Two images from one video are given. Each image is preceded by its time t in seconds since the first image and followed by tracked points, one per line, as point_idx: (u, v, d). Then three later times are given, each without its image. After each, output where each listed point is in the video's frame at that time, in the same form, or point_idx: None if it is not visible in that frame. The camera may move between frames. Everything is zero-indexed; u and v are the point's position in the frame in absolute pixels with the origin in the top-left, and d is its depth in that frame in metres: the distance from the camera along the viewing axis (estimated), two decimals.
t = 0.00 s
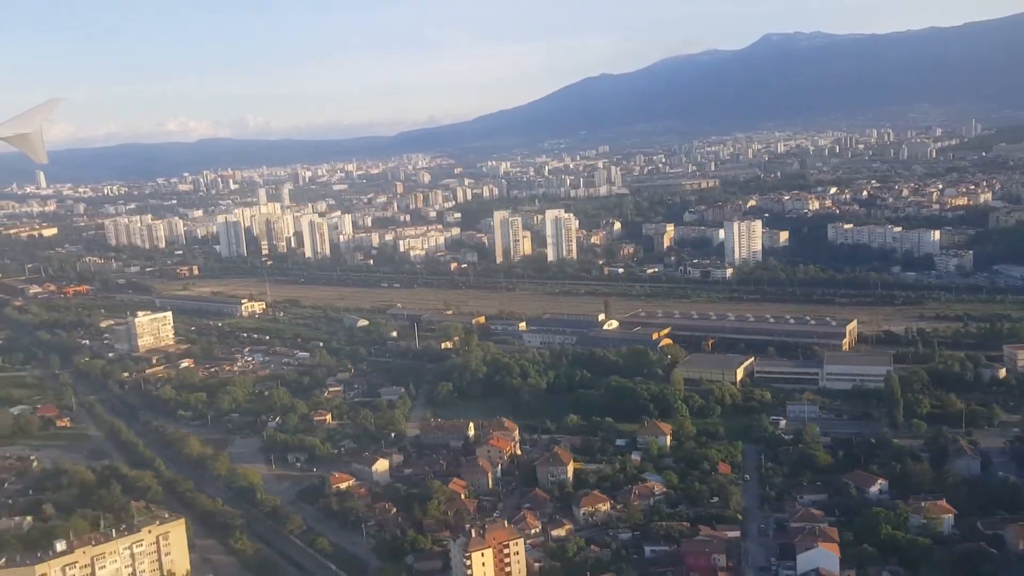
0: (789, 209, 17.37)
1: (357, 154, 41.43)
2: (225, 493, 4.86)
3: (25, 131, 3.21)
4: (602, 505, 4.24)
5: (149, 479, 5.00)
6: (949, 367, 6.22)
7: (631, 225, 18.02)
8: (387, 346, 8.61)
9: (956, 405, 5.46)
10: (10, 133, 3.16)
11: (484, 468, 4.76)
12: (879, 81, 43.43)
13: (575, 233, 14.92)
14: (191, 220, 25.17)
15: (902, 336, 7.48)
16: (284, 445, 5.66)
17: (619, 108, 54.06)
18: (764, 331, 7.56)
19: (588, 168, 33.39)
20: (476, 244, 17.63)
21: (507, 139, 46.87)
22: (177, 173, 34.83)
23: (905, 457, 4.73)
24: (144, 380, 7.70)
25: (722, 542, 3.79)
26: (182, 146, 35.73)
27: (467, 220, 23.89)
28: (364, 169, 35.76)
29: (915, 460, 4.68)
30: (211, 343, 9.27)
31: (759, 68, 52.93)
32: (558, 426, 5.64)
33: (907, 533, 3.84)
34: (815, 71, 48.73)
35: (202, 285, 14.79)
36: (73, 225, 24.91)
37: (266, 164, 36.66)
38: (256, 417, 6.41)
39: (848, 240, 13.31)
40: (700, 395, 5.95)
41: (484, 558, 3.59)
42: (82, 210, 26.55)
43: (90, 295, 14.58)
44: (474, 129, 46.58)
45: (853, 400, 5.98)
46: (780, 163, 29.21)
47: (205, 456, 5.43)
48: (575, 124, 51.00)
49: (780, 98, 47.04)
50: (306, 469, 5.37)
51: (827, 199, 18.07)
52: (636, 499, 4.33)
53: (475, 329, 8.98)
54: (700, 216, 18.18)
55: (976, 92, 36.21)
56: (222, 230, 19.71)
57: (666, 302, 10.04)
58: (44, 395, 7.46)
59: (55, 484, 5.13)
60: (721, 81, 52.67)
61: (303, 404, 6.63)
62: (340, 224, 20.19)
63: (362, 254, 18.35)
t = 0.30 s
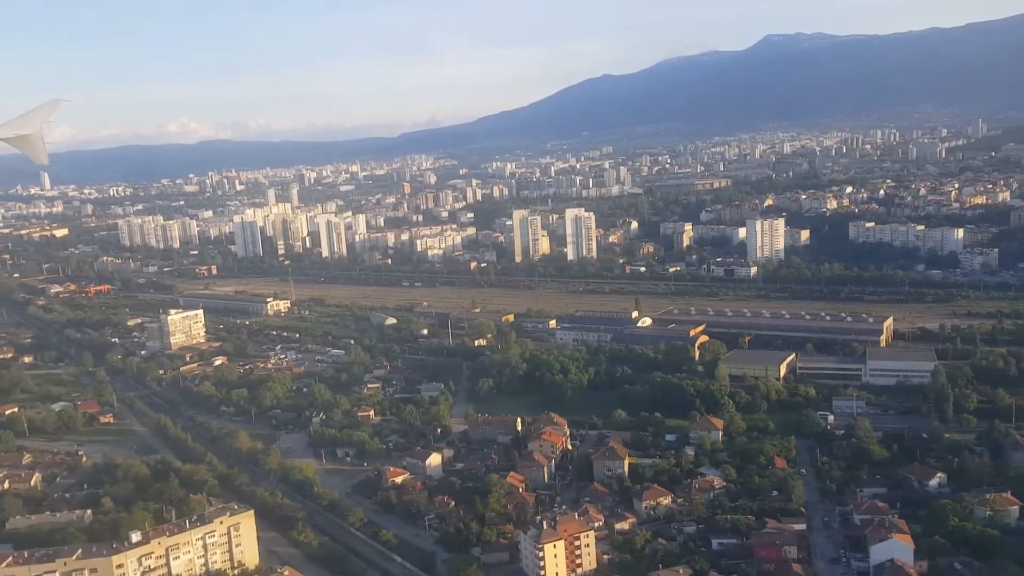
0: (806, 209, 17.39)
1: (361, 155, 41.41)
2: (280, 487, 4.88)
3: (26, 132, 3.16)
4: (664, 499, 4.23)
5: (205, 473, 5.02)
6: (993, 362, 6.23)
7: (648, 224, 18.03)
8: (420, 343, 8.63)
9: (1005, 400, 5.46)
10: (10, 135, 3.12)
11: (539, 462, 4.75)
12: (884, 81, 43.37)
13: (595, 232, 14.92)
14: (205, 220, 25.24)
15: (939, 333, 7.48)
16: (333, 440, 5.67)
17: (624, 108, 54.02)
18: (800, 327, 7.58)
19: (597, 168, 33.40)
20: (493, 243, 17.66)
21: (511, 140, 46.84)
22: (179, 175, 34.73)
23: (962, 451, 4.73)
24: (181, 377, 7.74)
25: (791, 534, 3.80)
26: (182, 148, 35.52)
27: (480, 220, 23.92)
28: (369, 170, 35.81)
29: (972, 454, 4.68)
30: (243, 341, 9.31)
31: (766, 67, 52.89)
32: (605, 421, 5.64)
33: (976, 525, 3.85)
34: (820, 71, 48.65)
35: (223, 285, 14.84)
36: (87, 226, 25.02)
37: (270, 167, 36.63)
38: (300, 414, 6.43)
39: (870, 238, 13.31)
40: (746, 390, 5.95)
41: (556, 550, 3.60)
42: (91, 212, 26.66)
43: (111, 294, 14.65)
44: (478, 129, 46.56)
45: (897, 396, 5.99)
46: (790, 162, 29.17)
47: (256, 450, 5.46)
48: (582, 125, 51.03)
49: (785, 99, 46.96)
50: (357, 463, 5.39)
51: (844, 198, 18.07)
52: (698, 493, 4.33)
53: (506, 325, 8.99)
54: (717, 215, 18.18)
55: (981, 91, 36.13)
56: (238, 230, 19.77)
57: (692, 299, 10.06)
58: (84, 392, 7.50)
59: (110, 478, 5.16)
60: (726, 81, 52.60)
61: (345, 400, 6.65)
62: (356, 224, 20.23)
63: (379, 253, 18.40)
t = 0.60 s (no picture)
0: (823, 207, 17.40)
1: (362, 155, 41.36)
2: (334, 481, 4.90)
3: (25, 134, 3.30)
4: (725, 492, 4.24)
5: (257, 467, 5.04)
6: None
7: (663, 224, 18.03)
8: (451, 339, 8.64)
9: None
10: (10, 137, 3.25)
11: (593, 455, 4.76)
12: (886, 81, 43.35)
13: (613, 231, 14.89)
14: (216, 221, 25.28)
15: (974, 328, 7.49)
16: (379, 434, 5.68)
17: (627, 108, 54.02)
18: (834, 323, 7.60)
19: (603, 168, 33.42)
20: (510, 243, 17.69)
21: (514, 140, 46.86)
22: (180, 177, 34.71)
23: (1015, 444, 4.74)
24: (217, 375, 7.77)
25: (858, 527, 3.81)
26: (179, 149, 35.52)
27: (493, 219, 23.94)
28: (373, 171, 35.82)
29: None
30: (272, 339, 9.34)
31: (771, 67, 52.88)
32: (652, 416, 5.63)
33: None
34: (822, 71, 48.62)
35: (241, 284, 14.89)
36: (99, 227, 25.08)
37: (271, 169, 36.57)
38: (341, 410, 6.45)
39: (890, 236, 13.33)
40: (789, 385, 5.97)
41: (627, 541, 3.61)
42: (96, 213, 26.72)
43: (131, 293, 14.70)
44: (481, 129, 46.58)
45: (939, 390, 6.01)
46: (798, 162, 29.16)
47: (304, 444, 5.48)
48: (588, 126, 51.03)
49: (786, 99, 46.94)
50: (405, 458, 5.40)
51: (860, 196, 18.07)
52: (756, 486, 4.34)
53: (536, 322, 9.01)
54: (732, 214, 18.20)
55: (984, 91, 36.10)
56: (252, 230, 19.86)
57: (717, 297, 10.08)
58: (120, 389, 7.53)
59: (161, 472, 5.19)
60: (728, 82, 52.59)
61: (385, 396, 6.67)
62: (369, 223, 20.25)
63: (395, 252, 18.43)
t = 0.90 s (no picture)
0: (839, 207, 17.38)
1: (366, 155, 41.36)
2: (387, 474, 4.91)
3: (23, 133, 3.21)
4: (785, 485, 4.25)
5: (309, 461, 5.06)
6: None
7: (678, 224, 18.04)
8: (483, 337, 8.64)
9: None
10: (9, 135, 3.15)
11: (648, 448, 4.77)
12: (888, 82, 43.34)
13: (632, 231, 14.90)
14: (229, 221, 25.33)
15: (1008, 325, 7.50)
16: (427, 430, 5.69)
17: (631, 109, 54.02)
18: (869, 319, 7.61)
19: (610, 169, 33.44)
20: (526, 242, 17.71)
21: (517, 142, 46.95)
22: (182, 180, 34.86)
23: None
24: (252, 372, 7.80)
25: (925, 518, 3.82)
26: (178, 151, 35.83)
27: (506, 219, 23.96)
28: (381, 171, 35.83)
29: None
30: (302, 337, 9.37)
31: (777, 66, 52.79)
32: (698, 411, 5.63)
33: None
34: (824, 71, 48.56)
35: (260, 283, 14.93)
36: (111, 228, 25.14)
37: (272, 169, 36.64)
38: (382, 406, 6.46)
39: (909, 235, 13.35)
40: (833, 381, 5.98)
41: (697, 532, 3.63)
42: (104, 214, 26.80)
43: (151, 292, 14.75)
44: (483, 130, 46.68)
45: (982, 385, 6.03)
46: (807, 162, 29.13)
47: (353, 440, 5.51)
48: (595, 127, 51.00)
49: (787, 99, 46.95)
50: (453, 452, 5.41)
51: (876, 196, 18.08)
52: (815, 479, 4.35)
53: (565, 318, 9.01)
54: (748, 213, 18.21)
55: (987, 91, 36.07)
56: (267, 231, 19.92)
57: (744, 295, 10.08)
58: (157, 386, 7.55)
59: (213, 467, 5.22)
60: (732, 83, 52.58)
61: (425, 391, 6.68)
62: (383, 223, 20.26)
63: (411, 252, 18.46)
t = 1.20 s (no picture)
0: (856, 205, 17.36)
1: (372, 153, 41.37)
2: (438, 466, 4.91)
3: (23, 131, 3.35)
4: (845, 476, 4.27)
5: (362, 454, 5.08)
6: None
7: (695, 221, 18.05)
8: (514, 332, 8.64)
9: None
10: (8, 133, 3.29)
11: (703, 441, 4.77)
12: (888, 80, 43.24)
13: (652, 227, 14.90)
14: (241, 219, 25.37)
15: None
16: (473, 423, 5.69)
17: (632, 108, 54.00)
18: (902, 314, 7.62)
19: (617, 167, 33.43)
20: (543, 239, 17.72)
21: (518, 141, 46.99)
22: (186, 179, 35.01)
23: None
24: (288, 368, 7.82)
25: (991, 508, 3.84)
26: (177, 150, 36.04)
27: (519, 217, 23.97)
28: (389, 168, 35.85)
29: None
30: (331, 333, 9.39)
31: (784, 64, 52.67)
32: (744, 405, 5.63)
33: None
34: (824, 71, 48.48)
35: (280, 280, 14.96)
36: (123, 226, 25.20)
37: (274, 169, 36.77)
38: (423, 399, 6.46)
39: (931, 231, 13.34)
40: (877, 374, 5.99)
41: (768, 522, 3.64)
42: (108, 212, 26.85)
43: (171, 289, 14.79)
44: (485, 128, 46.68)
45: None
46: (815, 161, 29.10)
47: (402, 433, 5.52)
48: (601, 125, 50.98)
49: (791, 97, 46.86)
50: (502, 444, 5.41)
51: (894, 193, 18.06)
52: (873, 471, 4.36)
53: (596, 313, 9.01)
54: (765, 211, 18.20)
55: (988, 90, 35.98)
56: (282, 229, 19.97)
57: (771, 291, 10.07)
58: (194, 382, 7.57)
59: (264, 459, 5.25)
60: (732, 83, 52.53)
61: (465, 385, 6.69)
62: (398, 220, 20.28)
63: (428, 249, 18.48)
